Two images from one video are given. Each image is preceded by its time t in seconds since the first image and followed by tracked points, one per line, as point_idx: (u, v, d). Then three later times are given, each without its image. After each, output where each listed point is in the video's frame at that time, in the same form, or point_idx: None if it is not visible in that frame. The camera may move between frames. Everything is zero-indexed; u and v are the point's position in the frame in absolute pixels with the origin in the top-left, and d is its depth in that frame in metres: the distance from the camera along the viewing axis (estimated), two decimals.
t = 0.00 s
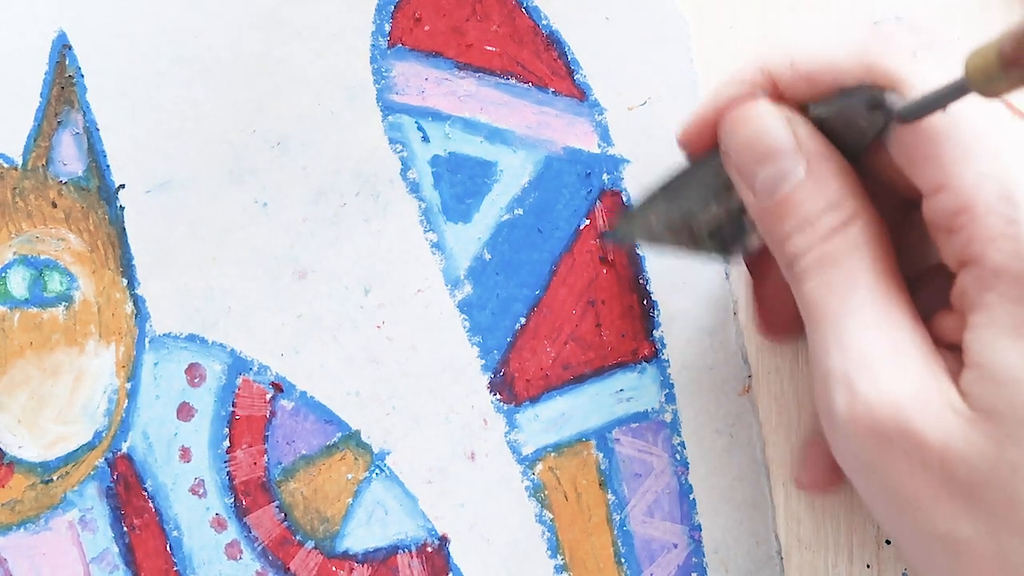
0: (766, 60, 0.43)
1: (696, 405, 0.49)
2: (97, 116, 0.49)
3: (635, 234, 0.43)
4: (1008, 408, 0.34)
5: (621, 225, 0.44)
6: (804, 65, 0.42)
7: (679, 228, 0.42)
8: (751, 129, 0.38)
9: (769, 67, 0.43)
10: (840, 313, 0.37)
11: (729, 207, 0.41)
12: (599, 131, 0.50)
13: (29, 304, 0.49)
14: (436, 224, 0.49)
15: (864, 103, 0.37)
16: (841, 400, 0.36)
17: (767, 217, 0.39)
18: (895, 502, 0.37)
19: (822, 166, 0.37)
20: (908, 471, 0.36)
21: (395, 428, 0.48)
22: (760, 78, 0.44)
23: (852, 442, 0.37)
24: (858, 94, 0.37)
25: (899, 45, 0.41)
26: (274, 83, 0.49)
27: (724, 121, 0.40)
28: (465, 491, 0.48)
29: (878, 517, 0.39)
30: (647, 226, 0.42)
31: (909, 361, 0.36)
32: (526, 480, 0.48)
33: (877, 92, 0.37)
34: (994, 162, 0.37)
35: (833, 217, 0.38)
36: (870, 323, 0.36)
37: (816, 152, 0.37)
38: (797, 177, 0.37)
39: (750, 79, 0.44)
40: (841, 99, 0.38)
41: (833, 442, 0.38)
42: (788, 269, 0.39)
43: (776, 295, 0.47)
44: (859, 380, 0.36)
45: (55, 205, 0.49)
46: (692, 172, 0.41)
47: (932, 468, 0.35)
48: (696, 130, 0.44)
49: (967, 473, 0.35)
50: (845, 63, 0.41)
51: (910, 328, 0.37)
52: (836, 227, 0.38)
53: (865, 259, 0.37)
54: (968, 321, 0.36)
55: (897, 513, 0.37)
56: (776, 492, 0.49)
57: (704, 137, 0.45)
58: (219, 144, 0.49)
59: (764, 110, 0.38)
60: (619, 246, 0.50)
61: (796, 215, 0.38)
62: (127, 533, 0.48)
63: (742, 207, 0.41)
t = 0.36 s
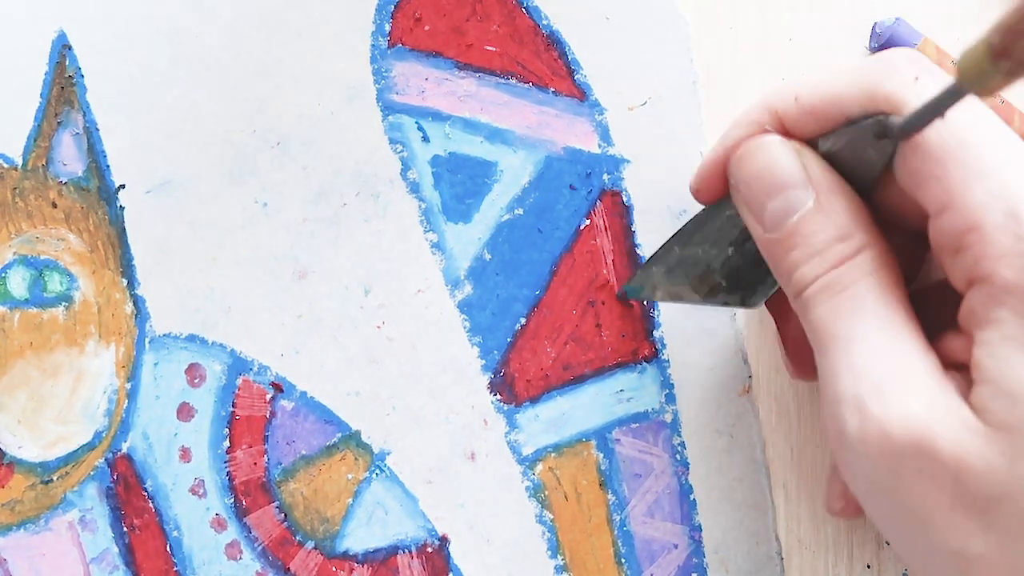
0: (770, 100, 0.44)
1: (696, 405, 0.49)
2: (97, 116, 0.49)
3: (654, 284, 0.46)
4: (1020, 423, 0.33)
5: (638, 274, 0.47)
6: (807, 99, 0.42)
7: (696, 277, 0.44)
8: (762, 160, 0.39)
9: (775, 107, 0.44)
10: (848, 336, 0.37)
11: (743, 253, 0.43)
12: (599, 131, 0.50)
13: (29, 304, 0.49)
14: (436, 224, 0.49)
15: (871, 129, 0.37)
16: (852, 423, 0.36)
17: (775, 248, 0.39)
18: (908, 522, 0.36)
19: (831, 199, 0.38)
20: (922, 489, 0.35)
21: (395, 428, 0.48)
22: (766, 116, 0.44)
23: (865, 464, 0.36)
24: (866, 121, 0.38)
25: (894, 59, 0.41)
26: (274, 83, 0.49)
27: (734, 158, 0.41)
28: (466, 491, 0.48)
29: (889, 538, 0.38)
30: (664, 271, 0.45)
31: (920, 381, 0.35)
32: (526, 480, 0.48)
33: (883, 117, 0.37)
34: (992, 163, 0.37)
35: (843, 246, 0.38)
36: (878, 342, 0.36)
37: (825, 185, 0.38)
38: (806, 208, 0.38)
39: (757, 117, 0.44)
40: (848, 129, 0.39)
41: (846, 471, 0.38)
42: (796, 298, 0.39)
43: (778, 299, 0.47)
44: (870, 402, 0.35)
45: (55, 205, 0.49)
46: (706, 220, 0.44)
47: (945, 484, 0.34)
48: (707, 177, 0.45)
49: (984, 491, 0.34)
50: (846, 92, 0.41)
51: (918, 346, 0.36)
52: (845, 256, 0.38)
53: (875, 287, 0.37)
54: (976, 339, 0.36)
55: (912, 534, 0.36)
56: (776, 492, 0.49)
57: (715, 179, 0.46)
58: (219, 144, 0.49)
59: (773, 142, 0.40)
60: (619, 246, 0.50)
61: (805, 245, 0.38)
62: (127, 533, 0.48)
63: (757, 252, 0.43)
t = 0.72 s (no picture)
0: (768, 69, 0.43)
1: (696, 405, 0.49)
2: (97, 116, 0.49)
3: (641, 227, 0.45)
4: (1014, 405, 0.33)
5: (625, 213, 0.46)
6: (807, 75, 0.41)
7: (681, 222, 0.43)
8: (761, 132, 0.39)
9: (775, 78, 0.43)
10: (843, 304, 0.37)
11: (731, 206, 0.42)
12: (599, 131, 0.50)
13: (29, 304, 0.49)
14: (436, 224, 0.49)
15: (869, 110, 0.37)
16: (844, 394, 0.36)
17: (770, 217, 0.39)
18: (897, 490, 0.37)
19: (830, 169, 0.38)
20: (910, 465, 0.35)
21: (395, 428, 0.48)
22: (765, 86, 0.43)
23: (853, 433, 0.37)
24: (865, 101, 0.38)
25: (897, 48, 0.41)
26: (274, 84, 0.49)
27: (732, 125, 0.41)
28: (466, 491, 0.48)
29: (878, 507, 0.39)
30: (651, 215, 0.44)
31: (915, 355, 0.36)
32: (526, 480, 0.48)
33: (884, 100, 0.37)
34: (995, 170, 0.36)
35: (837, 218, 0.38)
36: (873, 317, 0.36)
37: (823, 155, 0.38)
38: (803, 178, 0.38)
39: (756, 86, 0.44)
40: (846, 107, 0.38)
41: (835, 436, 0.38)
42: (793, 268, 0.39)
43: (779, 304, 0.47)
44: (864, 374, 0.36)
45: (55, 205, 0.49)
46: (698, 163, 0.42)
47: (932, 460, 0.35)
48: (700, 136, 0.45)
49: (970, 469, 0.34)
50: (846, 70, 0.40)
51: (914, 320, 0.36)
52: (837, 228, 0.38)
53: (872, 255, 0.37)
54: (976, 319, 0.36)
55: (899, 502, 0.37)
56: (776, 492, 0.49)
57: (714, 138, 0.45)
58: (219, 144, 0.49)
59: (771, 113, 0.39)
60: (619, 247, 0.50)
61: (800, 216, 0.38)
62: (127, 533, 0.48)
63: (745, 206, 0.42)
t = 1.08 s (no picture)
0: (757, 107, 0.41)
1: (696, 405, 0.49)
2: (97, 116, 0.49)
3: (650, 297, 0.42)
4: (1013, 435, 0.31)
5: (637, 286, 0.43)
6: (798, 110, 0.39)
7: (686, 284, 0.41)
8: (750, 170, 0.37)
9: (763, 116, 0.40)
10: (837, 350, 0.35)
11: (737, 268, 0.40)
12: (599, 131, 0.50)
13: (29, 304, 0.49)
14: (436, 224, 0.49)
15: (859, 139, 0.36)
16: (842, 437, 0.35)
17: (766, 261, 0.37)
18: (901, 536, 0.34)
19: (822, 210, 0.36)
20: (912, 506, 0.33)
21: (395, 428, 0.48)
22: (754, 125, 0.41)
23: (856, 483, 0.35)
24: (853, 132, 0.36)
25: (881, 73, 0.40)
26: (274, 83, 0.49)
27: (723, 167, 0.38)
28: (466, 491, 0.48)
29: (886, 554, 0.37)
30: (657, 291, 0.42)
31: (913, 398, 0.34)
32: (526, 480, 0.48)
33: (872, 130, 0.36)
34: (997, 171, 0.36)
35: (832, 258, 0.36)
36: (864, 354, 0.35)
37: (817, 194, 0.36)
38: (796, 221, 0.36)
39: (746, 126, 0.41)
40: (835, 140, 0.36)
41: (839, 487, 0.36)
42: (788, 311, 0.37)
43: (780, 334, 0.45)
44: (861, 418, 0.34)
45: (55, 205, 0.49)
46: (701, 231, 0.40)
47: (933, 499, 0.33)
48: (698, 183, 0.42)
49: (974, 507, 0.32)
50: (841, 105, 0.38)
51: (901, 344, 0.35)
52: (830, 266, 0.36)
53: (868, 300, 0.35)
54: (970, 349, 0.34)
55: (907, 548, 0.34)
56: (776, 492, 0.48)
57: (708, 195, 0.42)
58: (219, 144, 0.49)
59: (761, 152, 0.37)
60: (619, 246, 0.49)
61: (796, 258, 0.36)
62: (127, 533, 0.48)
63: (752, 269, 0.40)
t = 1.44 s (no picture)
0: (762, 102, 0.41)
1: (696, 406, 0.49)
2: (98, 116, 0.49)
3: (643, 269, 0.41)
4: (1015, 420, 0.31)
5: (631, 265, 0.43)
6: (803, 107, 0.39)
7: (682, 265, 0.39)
8: (755, 161, 0.36)
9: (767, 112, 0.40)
10: (840, 332, 0.34)
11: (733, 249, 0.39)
12: (599, 131, 0.50)
13: (29, 304, 0.49)
14: (436, 224, 0.49)
15: (865, 136, 0.36)
16: (842, 417, 0.34)
17: (768, 252, 0.36)
18: (895, 512, 0.34)
19: (827, 203, 0.36)
20: (911, 484, 0.33)
21: (395, 429, 0.48)
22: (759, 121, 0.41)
23: (854, 462, 0.34)
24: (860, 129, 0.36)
25: (890, 74, 0.39)
26: (274, 84, 0.49)
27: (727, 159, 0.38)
28: (466, 491, 0.48)
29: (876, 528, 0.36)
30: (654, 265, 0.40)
31: (915, 380, 0.34)
32: (526, 480, 0.48)
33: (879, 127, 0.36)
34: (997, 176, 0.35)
35: (834, 247, 0.35)
36: (869, 334, 0.34)
37: (821, 189, 0.36)
38: (800, 213, 0.36)
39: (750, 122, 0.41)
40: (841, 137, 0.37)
41: (833, 463, 0.36)
42: (790, 300, 0.37)
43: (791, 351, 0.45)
44: (862, 398, 0.33)
45: (55, 205, 0.49)
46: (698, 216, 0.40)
47: (931, 477, 0.33)
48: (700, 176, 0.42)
49: (972, 486, 0.32)
50: (844, 101, 0.39)
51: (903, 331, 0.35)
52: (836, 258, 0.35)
53: (871, 287, 0.35)
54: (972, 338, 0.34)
55: (900, 523, 0.34)
56: (776, 491, 0.48)
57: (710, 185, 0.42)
58: (219, 144, 0.49)
59: (765, 145, 0.37)
60: (619, 247, 0.50)
61: (800, 249, 0.35)
62: (127, 533, 0.48)
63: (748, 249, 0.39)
